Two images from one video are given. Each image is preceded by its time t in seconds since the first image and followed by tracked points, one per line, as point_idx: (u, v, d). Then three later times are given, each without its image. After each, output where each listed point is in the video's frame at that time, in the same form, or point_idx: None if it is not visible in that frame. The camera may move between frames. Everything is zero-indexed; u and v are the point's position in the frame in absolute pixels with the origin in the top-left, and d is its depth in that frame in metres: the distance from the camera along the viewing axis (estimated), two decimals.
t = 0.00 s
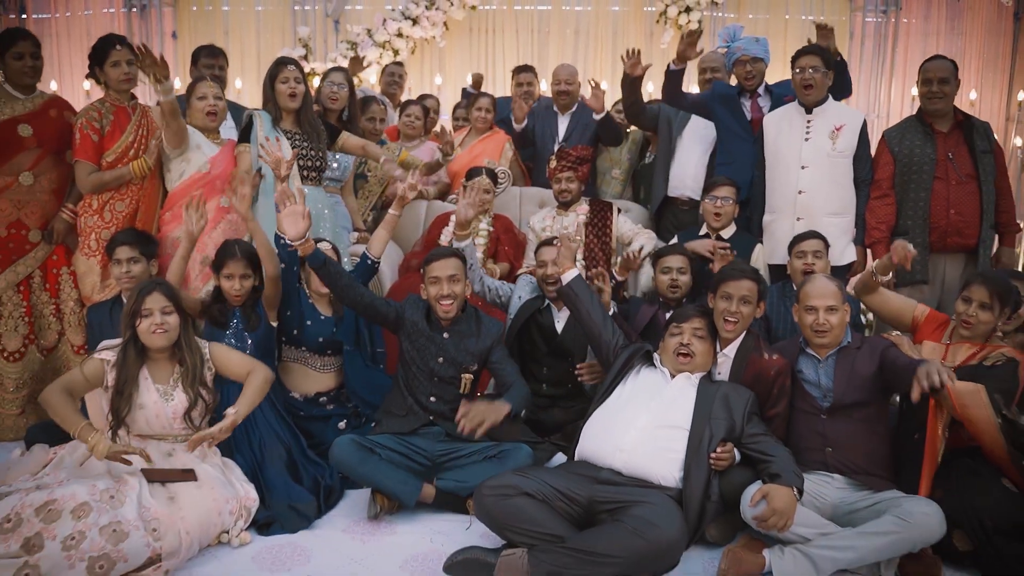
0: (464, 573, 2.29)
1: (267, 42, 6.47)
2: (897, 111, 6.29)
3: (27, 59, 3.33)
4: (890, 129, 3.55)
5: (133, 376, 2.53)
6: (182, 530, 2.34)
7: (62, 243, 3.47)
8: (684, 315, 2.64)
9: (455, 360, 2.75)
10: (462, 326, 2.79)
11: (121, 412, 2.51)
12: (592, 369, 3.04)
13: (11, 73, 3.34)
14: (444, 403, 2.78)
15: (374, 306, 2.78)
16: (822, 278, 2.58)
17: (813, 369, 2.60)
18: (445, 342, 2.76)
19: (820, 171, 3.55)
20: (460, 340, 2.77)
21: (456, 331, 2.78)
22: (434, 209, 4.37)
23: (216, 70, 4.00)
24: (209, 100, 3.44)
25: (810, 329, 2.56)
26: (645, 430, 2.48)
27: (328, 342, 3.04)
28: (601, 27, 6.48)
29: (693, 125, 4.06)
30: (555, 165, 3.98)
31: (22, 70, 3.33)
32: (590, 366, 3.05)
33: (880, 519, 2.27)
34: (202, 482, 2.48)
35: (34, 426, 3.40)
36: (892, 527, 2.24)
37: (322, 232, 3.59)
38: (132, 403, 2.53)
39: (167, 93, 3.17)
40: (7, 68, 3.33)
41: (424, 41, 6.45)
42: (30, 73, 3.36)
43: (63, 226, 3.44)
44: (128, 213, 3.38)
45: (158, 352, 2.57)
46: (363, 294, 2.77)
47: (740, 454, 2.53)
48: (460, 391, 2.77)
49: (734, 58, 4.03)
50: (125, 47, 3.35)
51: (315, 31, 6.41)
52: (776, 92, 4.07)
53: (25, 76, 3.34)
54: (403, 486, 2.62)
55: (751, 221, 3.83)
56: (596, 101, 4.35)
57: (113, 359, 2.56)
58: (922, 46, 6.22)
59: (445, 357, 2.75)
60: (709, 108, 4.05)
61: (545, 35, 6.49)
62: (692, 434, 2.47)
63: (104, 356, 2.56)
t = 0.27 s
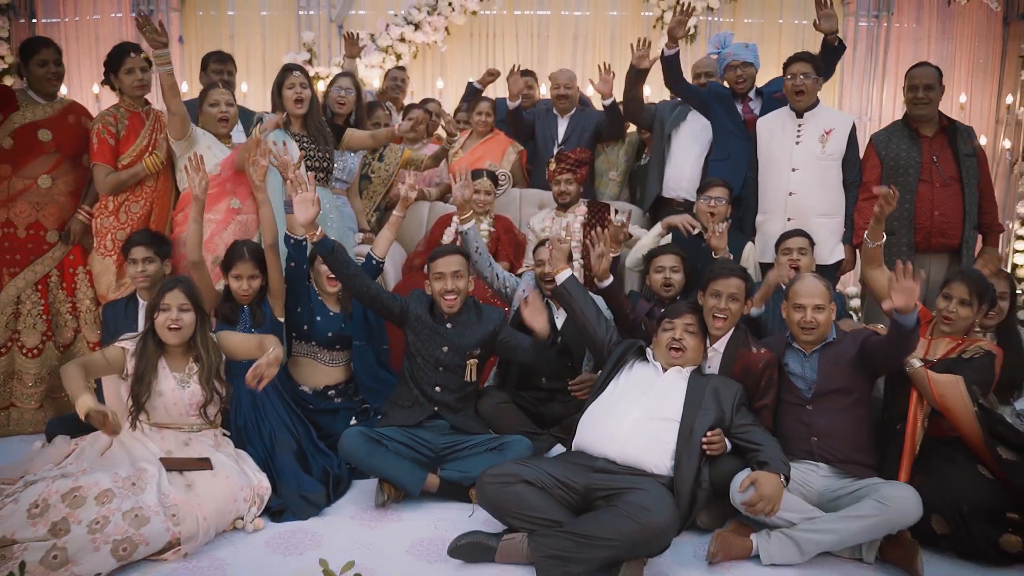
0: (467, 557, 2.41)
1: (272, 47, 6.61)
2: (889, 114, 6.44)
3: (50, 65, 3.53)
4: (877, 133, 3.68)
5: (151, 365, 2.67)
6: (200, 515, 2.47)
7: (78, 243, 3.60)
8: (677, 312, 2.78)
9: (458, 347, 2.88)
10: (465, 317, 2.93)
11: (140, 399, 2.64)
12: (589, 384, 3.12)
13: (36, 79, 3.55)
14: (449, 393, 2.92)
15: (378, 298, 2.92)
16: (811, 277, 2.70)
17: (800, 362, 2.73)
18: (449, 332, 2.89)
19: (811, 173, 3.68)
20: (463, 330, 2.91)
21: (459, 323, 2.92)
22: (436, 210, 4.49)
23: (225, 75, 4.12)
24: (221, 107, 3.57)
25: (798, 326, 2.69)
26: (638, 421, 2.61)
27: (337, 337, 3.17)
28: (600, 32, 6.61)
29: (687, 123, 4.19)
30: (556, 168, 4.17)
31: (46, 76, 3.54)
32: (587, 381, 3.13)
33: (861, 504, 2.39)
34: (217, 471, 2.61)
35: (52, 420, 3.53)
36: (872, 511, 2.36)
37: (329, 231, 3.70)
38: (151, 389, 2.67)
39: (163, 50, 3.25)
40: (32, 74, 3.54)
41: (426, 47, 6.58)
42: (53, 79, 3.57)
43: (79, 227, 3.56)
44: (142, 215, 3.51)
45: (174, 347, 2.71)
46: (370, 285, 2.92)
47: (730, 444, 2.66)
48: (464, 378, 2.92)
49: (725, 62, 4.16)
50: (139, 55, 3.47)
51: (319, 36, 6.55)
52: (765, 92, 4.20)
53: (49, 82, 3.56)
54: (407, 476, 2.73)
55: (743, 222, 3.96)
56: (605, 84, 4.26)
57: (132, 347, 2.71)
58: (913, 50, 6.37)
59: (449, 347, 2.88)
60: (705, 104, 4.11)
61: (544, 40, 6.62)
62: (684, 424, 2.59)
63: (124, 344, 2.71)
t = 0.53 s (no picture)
0: (471, 539, 2.55)
1: (277, 51, 6.75)
2: (880, 117, 6.63)
3: (74, 72, 3.69)
4: (865, 137, 3.82)
5: (170, 356, 2.83)
6: (219, 497, 2.62)
7: (96, 242, 3.73)
8: (669, 308, 2.93)
9: (462, 336, 3.04)
10: (468, 311, 3.10)
11: (159, 387, 2.81)
12: (579, 387, 3.33)
13: (62, 86, 3.72)
14: (454, 382, 3.08)
15: (385, 291, 3.08)
16: (800, 276, 2.85)
17: (787, 356, 2.89)
18: (452, 324, 3.05)
19: (801, 175, 3.83)
20: (466, 323, 3.07)
21: (462, 315, 3.08)
22: (439, 210, 4.60)
23: (235, 80, 4.26)
24: (232, 113, 3.71)
25: (786, 321, 2.85)
26: (631, 411, 2.75)
27: (346, 332, 3.32)
28: (598, 37, 6.76)
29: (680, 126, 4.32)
30: (556, 170, 4.32)
31: (71, 83, 3.71)
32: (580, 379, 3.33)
33: (842, 487, 2.54)
34: (234, 457, 2.76)
35: (71, 412, 3.68)
36: (852, 493, 2.51)
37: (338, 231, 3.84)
38: (169, 379, 2.82)
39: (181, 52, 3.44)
40: (58, 81, 3.71)
41: (428, 51, 6.73)
42: (78, 86, 3.74)
43: (97, 227, 3.71)
44: (159, 216, 3.65)
45: (193, 341, 2.86)
46: (377, 279, 3.08)
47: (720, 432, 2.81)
48: (468, 364, 3.08)
49: (718, 70, 4.33)
50: (154, 62, 3.61)
51: (324, 40, 6.70)
52: (756, 98, 4.37)
53: (74, 89, 3.73)
54: (413, 462, 2.88)
55: (736, 222, 4.10)
56: (612, 78, 4.51)
57: (153, 341, 2.88)
58: (904, 54, 6.55)
59: (453, 336, 3.05)
60: (704, 105, 4.27)
61: (544, 44, 6.79)
62: (675, 413, 2.74)
63: (145, 338, 2.88)
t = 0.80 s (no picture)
0: (476, 517, 2.68)
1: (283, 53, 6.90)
2: (872, 118, 6.82)
3: (100, 78, 3.83)
4: (855, 137, 3.96)
5: (190, 344, 2.98)
6: (237, 478, 2.76)
7: (113, 238, 3.87)
8: (665, 301, 3.07)
9: (466, 326, 3.19)
10: (471, 303, 3.24)
11: (178, 372, 2.95)
12: (574, 380, 3.48)
13: (88, 91, 3.86)
14: (459, 369, 3.23)
15: (394, 284, 3.24)
16: (790, 270, 3.00)
17: (777, 346, 3.04)
18: (456, 315, 3.20)
19: (792, 174, 3.98)
20: (470, 313, 3.22)
21: (466, 306, 3.23)
22: (443, 208, 4.72)
23: (246, 81, 4.40)
24: (242, 115, 3.78)
25: (776, 312, 3.01)
26: (628, 398, 2.89)
27: (356, 324, 3.46)
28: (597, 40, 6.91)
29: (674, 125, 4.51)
30: (557, 169, 4.53)
31: (96, 89, 3.85)
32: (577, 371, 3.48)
33: (826, 469, 2.69)
34: (250, 441, 2.90)
35: (90, 401, 3.82)
36: (835, 474, 2.66)
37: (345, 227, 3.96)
38: (188, 365, 2.96)
39: (199, 56, 3.61)
40: (85, 86, 3.85)
41: (431, 54, 6.87)
42: (103, 92, 3.88)
43: (113, 224, 3.85)
44: (175, 212, 3.80)
45: (211, 330, 3.01)
46: (386, 271, 3.23)
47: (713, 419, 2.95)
48: (471, 352, 3.23)
49: (714, 74, 4.45)
50: (170, 65, 3.76)
51: (329, 42, 6.84)
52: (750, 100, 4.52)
53: (99, 95, 3.87)
54: (421, 446, 3.04)
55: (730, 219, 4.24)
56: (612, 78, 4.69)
57: (173, 327, 3.06)
58: (896, 58, 6.75)
59: (457, 326, 3.19)
60: (700, 106, 4.40)
61: (544, 48, 6.95)
62: (670, 399, 2.88)
63: (166, 326, 3.06)
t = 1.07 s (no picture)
0: (480, 499, 2.79)
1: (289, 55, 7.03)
2: (865, 118, 6.94)
3: (121, 87, 3.95)
4: (847, 137, 4.08)
5: (203, 334, 3.09)
6: (250, 462, 2.87)
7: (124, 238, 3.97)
8: (661, 295, 3.18)
9: (469, 318, 3.31)
10: (475, 296, 3.37)
11: (192, 361, 3.06)
12: (574, 367, 3.57)
13: (110, 100, 3.99)
14: (463, 360, 3.36)
15: (400, 278, 3.36)
16: (782, 264, 3.12)
17: (770, 337, 3.16)
18: (460, 307, 3.33)
19: (785, 173, 4.10)
20: (473, 306, 3.35)
21: (470, 299, 3.35)
22: (446, 207, 4.84)
23: (255, 82, 4.52)
24: (251, 114, 3.93)
25: (770, 305, 3.13)
26: (627, 386, 3.01)
27: (362, 318, 3.58)
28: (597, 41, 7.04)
29: (671, 127, 4.64)
30: (556, 168, 4.73)
31: (118, 98, 3.97)
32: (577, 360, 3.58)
33: (816, 453, 2.81)
34: (262, 428, 3.01)
35: (105, 394, 3.93)
36: (825, 457, 2.79)
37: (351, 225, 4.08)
38: (202, 354, 3.08)
39: (212, 58, 3.73)
40: (106, 94, 3.98)
41: (434, 56, 6.99)
42: (124, 100, 4.00)
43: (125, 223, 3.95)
44: (187, 209, 3.91)
45: (224, 322, 3.12)
46: (393, 266, 3.35)
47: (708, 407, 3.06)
48: (474, 343, 3.36)
49: (710, 75, 4.53)
50: (183, 66, 3.88)
51: (334, 45, 6.98)
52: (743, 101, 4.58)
53: (120, 104, 3.99)
54: (425, 432, 3.16)
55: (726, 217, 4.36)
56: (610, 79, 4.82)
57: (186, 319, 3.16)
58: (889, 59, 6.87)
59: (461, 318, 3.32)
60: (696, 108, 4.55)
61: (544, 49, 7.07)
62: (666, 387, 2.99)
63: (179, 317, 3.17)
